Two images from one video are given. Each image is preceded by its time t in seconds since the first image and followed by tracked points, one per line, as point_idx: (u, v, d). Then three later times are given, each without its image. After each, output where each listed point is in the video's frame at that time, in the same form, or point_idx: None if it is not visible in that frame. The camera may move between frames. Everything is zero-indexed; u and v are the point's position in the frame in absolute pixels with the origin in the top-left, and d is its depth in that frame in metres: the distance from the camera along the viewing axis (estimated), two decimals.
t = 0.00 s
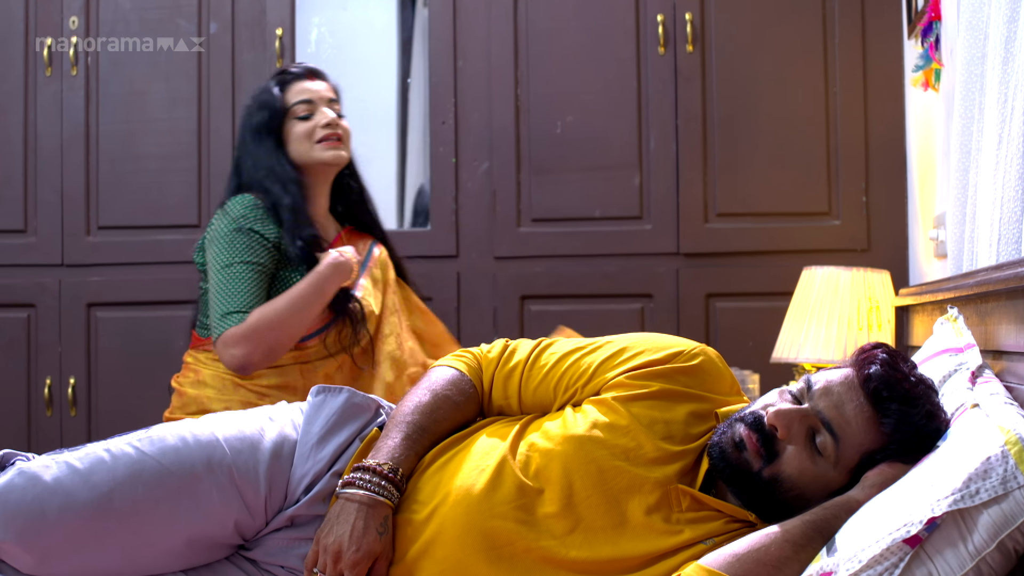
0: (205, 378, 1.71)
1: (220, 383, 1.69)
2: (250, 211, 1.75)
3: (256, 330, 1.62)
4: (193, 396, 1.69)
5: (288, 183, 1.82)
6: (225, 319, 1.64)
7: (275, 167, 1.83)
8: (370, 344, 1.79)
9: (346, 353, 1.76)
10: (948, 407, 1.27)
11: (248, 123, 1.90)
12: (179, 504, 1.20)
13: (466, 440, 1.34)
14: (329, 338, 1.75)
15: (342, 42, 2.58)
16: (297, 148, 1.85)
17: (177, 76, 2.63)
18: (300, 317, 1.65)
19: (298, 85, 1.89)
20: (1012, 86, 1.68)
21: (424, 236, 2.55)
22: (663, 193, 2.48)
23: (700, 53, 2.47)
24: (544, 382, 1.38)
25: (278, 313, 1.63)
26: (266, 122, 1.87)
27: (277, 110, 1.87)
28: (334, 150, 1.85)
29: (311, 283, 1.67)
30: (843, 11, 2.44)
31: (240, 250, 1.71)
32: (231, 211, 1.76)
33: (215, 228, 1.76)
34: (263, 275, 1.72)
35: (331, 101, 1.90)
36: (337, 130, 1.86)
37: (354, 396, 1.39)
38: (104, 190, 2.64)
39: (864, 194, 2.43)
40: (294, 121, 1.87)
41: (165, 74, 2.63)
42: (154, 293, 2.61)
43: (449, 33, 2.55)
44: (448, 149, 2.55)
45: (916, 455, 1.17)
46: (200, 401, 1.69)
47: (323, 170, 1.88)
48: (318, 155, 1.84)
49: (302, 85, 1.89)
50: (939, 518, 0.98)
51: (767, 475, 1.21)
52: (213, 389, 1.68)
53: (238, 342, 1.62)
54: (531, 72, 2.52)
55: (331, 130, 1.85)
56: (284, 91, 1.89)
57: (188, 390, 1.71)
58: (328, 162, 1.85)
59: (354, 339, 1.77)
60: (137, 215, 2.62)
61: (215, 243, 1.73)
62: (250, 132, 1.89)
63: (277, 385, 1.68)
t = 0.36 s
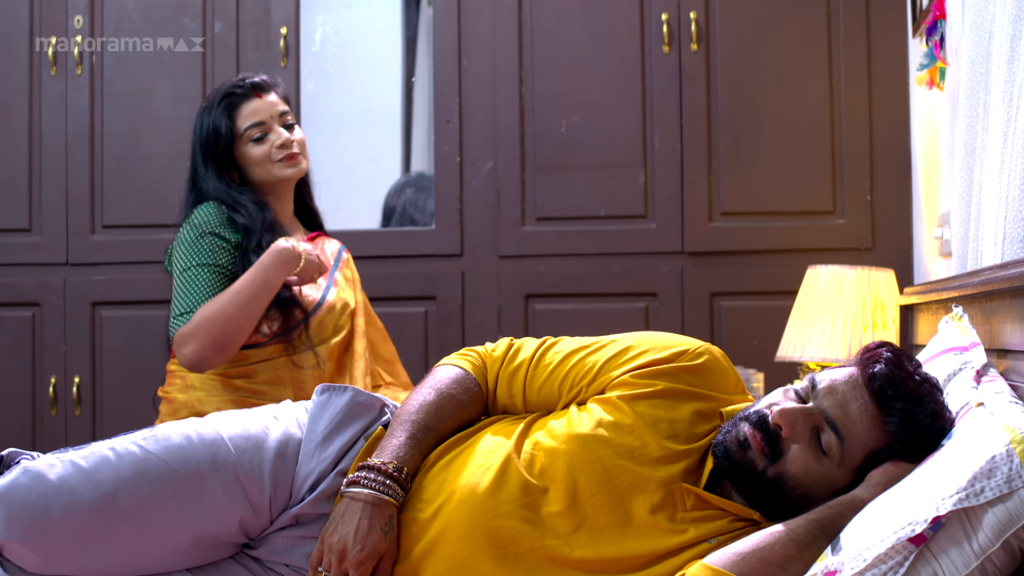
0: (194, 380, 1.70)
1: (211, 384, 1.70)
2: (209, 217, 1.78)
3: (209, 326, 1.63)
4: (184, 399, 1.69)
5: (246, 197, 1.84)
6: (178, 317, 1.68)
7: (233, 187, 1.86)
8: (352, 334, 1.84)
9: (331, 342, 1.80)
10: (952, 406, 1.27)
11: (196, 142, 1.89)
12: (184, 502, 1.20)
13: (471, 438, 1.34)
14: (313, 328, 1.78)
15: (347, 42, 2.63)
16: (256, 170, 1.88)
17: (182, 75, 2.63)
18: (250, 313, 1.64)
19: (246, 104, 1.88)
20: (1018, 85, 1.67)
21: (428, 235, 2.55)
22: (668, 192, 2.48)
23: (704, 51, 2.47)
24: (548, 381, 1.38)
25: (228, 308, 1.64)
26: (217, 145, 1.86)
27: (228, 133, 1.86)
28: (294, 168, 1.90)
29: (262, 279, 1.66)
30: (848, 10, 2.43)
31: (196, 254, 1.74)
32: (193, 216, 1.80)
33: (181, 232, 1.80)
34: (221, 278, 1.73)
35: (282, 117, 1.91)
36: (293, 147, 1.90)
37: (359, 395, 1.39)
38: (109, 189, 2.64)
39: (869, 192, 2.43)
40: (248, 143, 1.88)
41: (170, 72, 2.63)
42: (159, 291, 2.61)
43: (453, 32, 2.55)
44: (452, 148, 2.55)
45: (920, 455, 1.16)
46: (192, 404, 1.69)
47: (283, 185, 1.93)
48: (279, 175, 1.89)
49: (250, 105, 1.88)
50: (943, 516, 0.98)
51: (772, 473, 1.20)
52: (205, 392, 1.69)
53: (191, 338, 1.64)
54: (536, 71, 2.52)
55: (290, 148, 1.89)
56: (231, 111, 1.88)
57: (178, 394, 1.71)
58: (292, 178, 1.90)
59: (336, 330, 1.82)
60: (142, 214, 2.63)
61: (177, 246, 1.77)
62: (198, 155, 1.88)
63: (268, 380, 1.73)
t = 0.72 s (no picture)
0: (199, 371, 1.72)
1: (217, 375, 1.71)
2: (216, 214, 1.78)
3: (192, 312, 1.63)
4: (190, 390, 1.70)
5: (253, 198, 1.83)
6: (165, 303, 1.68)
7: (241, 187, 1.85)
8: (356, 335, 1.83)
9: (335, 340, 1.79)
10: (955, 402, 1.26)
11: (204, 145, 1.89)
12: (187, 498, 1.20)
13: (473, 435, 1.34)
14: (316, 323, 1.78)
15: (350, 38, 2.59)
16: (262, 171, 1.88)
17: (185, 72, 2.63)
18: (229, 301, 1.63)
19: (253, 107, 1.88)
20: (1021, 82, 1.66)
21: (430, 232, 2.56)
22: (671, 189, 2.48)
23: (707, 48, 2.47)
24: (551, 377, 1.38)
25: (207, 295, 1.64)
26: (223, 146, 1.86)
27: (234, 135, 1.86)
28: (300, 169, 1.89)
29: (239, 266, 1.65)
30: (851, 6, 2.43)
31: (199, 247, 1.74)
32: (199, 211, 1.80)
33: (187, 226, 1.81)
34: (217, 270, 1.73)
35: (289, 119, 1.90)
36: (300, 148, 1.89)
37: (362, 391, 1.39)
38: (111, 186, 2.64)
39: (872, 189, 2.43)
40: (255, 145, 1.87)
41: (172, 69, 2.63)
42: (161, 288, 2.61)
43: (455, 29, 2.55)
44: (455, 145, 2.55)
45: (924, 451, 1.16)
46: (198, 395, 1.70)
47: (289, 186, 1.92)
48: (285, 176, 1.88)
49: (256, 107, 1.88)
50: (947, 513, 0.97)
51: (775, 470, 1.20)
52: (211, 383, 1.70)
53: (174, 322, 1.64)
54: (538, 68, 2.52)
55: (296, 150, 1.88)
56: (239, 114, 1.88)
57: (183, 386, 1.71)
58: (298, 179, 1.89)
59: (341, 330, 1.82)
60: (144, 211, 2.63)
61: (181, 238, 1.77)
62: (206, 157, 1.89)
63: (274, 375, 1.73)
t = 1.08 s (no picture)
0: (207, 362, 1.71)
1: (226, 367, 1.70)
2: (237, 209, 1.75)
3: (212, 320, 1.60)
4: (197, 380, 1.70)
5: (275, 194, 1.81)
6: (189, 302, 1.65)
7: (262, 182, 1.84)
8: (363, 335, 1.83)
9: (343, 339, 1.79)
10: (955, 397, 1.26)
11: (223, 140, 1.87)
12: (187, 493, 1.19)
13: (474, 430, 1.34)
14: (326, 323, 1.77)
15: (350, 33, 2.58)
16: (282, 168, 1.87)
17: (186, 67, 2.63)
18: (256, 315, 1.60)
19: (273, 103, 1.86)
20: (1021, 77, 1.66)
21: (431, 228, 2.55)
22: (671, 183, 2.48)
23: (708, 43, 2.47)
24: (551, 373, 1.38)
25: (236, 305, 1.60)
26: (243, 142, 1.85)
27: (254, 131, 1.85)
28: (319, 166, 1.88)
29: (274, 284, 1.61)
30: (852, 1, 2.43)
31: (220, 246, 1.71)
32: (221, 206, 1.78)
33: (207, 221, 1.78)
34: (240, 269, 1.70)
35: (308, 116, 1.89)
36: (319, 146, 1.88)
37: (362, 386, 1.39)
38: (112, 181, 2.64)
39: (873, 183, 2.43)
40: (274, 142, 1.86)
41: (173, 64, 2.63)
42: (161, 283, 2.61)
43: (455, 24, 2.55)
44: (455, 140, 2.55)
45: (924, 447, 1.16)
46: (204, 387, 1.69)
47: (307, 183, 1.91)
48: (304, 174, 1.87)
49: (277, 104, 1.86)
50: (948, 508, 0.96)
51: (775, 465, 1.20)
52: (218, 374, 1.69)
53: (195, 327, 1.61)
54: (539, 62, 2.52)
55: (315, 147, 1.87)
56: (259, 109, 1.86)
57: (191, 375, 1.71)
58: (316, 177, 1.88)
59: (350, 326, 1.81)
60: (144, 206, 2.63)
61: (202, 235, 1.74)
62: (226, 152, 1.87)
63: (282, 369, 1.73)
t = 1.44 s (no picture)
0: (210, 359, 1.71)
1: (228, 364, 1.71)
2: (260, 206, 1.73)
3: (284, 346, 1.64)
4: (199, 376, 1.70)
5: (289, 186, 1.81)
6: (238, 315, 1.65)
7: (274, 174, 1.84)
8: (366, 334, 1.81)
9: (346, 336, 1.78)
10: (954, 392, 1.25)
11: (229, 137, 1.87)
12: (187, 489, 1.19)
13: (474, 426, 1.34)
14: (331, 322, 1.76)
15: (351, 29, 2.58)
16: (288, 162, 1.86)
17: (186, 62, 2.63)
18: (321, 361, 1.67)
19: (278, 97, 1.86)
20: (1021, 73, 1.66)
21: (431, 224, 2.55)
22: (671, 179, 2.48)
23: (708, 39, 2.46)
24: (552, 368, 1.38)
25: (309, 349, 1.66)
26: (250, 136, 1.85)
27: (261, 125, 1.84)
28: (325, 159, 1.88)
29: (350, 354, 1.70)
30: None
31: (247, 245, 1.68)
32: (241, 202, 1.74)
33: (226, 217, 1.74)
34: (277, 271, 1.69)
35: (313, 109, 1.89)
36: (325, 138, 1.88)
37: (362, 382, 1.38)
38: (112, 177, 2.64)
39: (873, 179, 2.43)
40: (280, 136, 1.86)
41: (173, 60, 2.63)
42: (161, 279, 2.61)
43: (456, 20, 2.55)
44: (455, 136, 2.55)
45: (924, 443, 1.15)
46: (206, 384, 1.69)
47: (313, 177, 1.91)
48: (311, 167, 1.87)
49: (281, 98, 1.86)
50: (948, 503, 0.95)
51: (774, 462, 1.19)
52: (222, 372, 1.70)
53: (259, 345, 1.63)
54: (539, 59, 2.52)
55: (321, 140, 1.87)
56: (264, 103, 1.86)
57: (193, 371, 1.71)
58: (323, 170, 1.88)
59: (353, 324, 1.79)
60: (145, 202, 2.63)
61: (228, 234, 1.70)
62: (234, 148, 1.86)
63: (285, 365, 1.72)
